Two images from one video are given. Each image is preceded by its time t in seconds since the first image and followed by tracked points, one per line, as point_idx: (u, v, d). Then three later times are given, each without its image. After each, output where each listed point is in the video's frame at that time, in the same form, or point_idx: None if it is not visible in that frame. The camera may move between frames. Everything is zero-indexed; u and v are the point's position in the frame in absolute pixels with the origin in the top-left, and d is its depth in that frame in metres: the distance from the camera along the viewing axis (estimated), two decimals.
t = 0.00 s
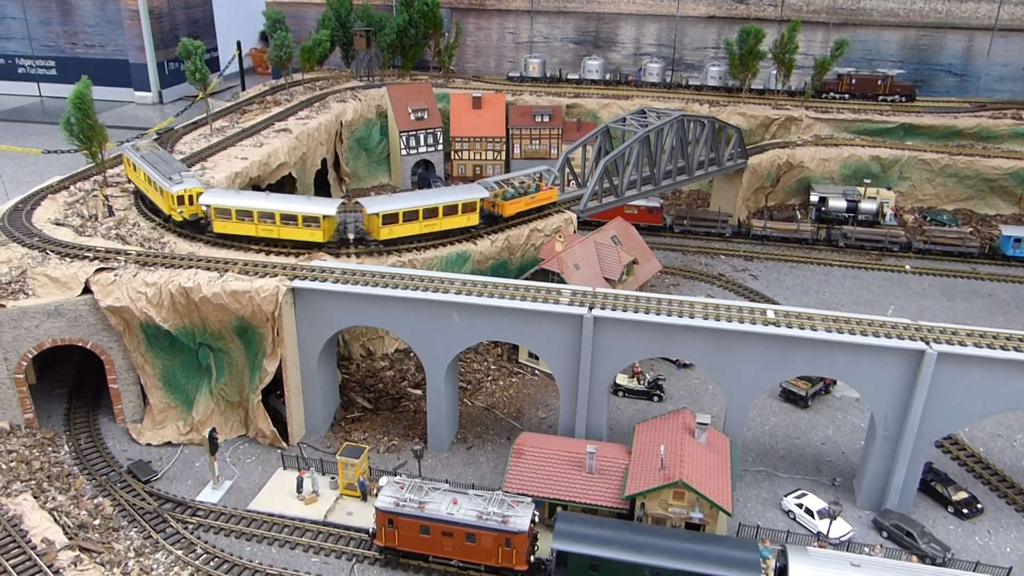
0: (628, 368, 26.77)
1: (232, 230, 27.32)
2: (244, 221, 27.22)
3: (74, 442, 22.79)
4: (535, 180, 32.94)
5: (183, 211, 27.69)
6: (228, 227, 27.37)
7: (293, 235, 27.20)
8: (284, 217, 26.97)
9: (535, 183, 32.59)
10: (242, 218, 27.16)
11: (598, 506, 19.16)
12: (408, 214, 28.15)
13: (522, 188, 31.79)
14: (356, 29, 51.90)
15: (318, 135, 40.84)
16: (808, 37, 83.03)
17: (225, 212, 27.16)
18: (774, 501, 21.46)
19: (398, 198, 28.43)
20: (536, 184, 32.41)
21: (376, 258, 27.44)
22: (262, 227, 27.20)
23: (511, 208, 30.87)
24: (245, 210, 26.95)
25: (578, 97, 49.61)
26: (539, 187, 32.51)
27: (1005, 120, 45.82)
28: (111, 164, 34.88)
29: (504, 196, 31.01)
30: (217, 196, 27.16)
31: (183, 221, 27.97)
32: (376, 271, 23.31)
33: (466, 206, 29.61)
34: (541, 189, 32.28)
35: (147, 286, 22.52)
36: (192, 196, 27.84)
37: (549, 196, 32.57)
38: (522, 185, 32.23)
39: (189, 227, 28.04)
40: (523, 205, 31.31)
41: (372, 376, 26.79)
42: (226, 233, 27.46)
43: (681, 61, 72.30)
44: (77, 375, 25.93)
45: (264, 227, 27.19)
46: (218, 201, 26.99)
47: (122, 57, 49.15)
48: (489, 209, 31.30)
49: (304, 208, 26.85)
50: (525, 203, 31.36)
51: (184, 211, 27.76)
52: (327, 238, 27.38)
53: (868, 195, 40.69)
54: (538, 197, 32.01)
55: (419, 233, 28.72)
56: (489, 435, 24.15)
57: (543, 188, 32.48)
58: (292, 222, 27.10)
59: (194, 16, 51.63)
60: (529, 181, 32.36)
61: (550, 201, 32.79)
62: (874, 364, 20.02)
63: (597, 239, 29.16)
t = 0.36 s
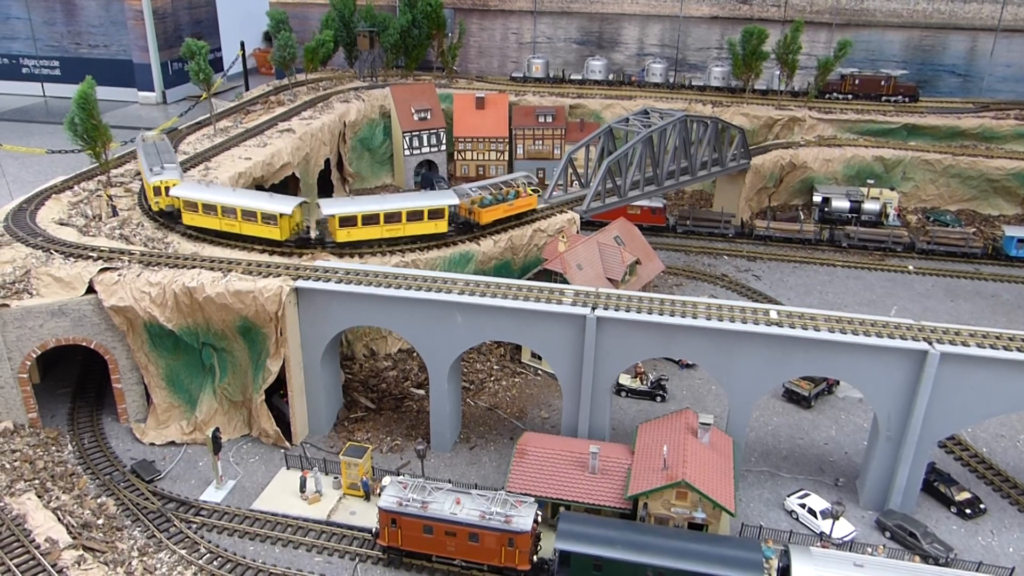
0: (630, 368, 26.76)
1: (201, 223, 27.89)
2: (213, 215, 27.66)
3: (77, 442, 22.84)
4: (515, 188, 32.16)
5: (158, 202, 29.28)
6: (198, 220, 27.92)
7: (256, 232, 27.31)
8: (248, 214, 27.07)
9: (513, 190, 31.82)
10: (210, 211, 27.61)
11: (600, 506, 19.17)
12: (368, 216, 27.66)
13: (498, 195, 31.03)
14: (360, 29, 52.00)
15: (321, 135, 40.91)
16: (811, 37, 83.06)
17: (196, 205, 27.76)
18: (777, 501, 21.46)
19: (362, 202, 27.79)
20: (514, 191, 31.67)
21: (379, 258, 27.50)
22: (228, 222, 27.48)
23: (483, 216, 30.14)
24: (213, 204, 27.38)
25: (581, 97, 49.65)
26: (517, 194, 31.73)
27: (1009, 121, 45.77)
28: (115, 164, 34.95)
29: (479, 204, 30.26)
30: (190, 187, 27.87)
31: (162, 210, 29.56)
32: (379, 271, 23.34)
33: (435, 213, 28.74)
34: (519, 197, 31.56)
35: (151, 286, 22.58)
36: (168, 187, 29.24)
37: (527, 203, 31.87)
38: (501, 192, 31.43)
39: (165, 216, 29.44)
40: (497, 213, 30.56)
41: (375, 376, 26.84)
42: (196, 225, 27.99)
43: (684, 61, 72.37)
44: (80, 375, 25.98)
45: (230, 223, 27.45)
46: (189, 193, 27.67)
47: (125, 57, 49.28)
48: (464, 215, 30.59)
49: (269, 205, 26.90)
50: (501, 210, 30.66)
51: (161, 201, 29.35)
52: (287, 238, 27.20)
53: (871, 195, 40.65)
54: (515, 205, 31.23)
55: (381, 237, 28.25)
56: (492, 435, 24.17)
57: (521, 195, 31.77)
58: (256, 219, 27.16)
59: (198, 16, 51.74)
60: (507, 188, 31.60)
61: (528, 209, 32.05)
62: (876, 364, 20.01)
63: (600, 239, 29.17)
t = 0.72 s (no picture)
0: (633, 368, 26.73)
1: (173, 214, 28.61)
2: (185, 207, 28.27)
3: (81, 442, 22.89)
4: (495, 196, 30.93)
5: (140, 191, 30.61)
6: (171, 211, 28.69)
7: (219, 226, 27.53)
8: (212, 208, 27.32)
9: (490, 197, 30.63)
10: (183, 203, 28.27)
11: (602, 506, 19.18)
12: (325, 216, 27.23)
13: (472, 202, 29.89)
14: (362, 30, 52.06)
15: (323, 136, 40.94)
16: (813, 37, 83.05)
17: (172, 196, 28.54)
18: (780, 502, 21.44)
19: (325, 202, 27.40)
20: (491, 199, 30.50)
21: (382, 258, 27.57)
22: (196, 215, 27.91)
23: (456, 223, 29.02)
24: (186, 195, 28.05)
25: (583, 97, 49.64)
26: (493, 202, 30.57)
27: (1011, 121, 45.71)
28: (118, 165, 35.00)
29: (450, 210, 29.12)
30: (167, 179, 28.89)
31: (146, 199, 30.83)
32: (381, 271, 23.36)
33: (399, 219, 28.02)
34: (495, 205, 30.43)
35: (154, 286, 22.62)
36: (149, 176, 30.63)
37: (504, 211, 30.68)
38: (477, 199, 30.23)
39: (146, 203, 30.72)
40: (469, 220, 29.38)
41: (378, 376, 26.84)
42: (169, 216, 28.87)
43: (686, 62, 72.38)
44: (83, 375, 26.03)
45: (197, 216, 27.87)
46: (164, 184, 28.65)
47: (128, 57, 49.35)
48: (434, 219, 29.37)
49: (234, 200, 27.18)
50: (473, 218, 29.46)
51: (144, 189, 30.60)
52: (246, 233, 27.28)
53: (873, 195, 40.61)
54: (489, 213, 30.10)
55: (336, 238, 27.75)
56: (494, 435, 24.17)
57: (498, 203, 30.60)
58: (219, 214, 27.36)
59: (201, 17, 51.79)
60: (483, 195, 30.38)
61: (505, 217, 30.92)
62: (879, 364, 19.99)
63: (603, 239, 29.16)
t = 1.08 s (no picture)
0: (636, 368, 26.75)
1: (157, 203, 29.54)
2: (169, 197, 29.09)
3: (84, 441, 22.91)
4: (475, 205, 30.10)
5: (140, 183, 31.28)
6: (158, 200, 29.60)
7: (188, 217, 28.07)
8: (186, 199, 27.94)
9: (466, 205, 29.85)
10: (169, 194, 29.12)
11: (605, 506, 19.15)
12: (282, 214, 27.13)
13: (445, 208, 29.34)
14: (364, 29, 52.05)
15: (326, 136, 40.96)
16: (817, 37, 82.89)
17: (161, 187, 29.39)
18: (783, 502, 21.40)
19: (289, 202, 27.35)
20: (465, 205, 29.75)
21: (385, 258, 27.48)
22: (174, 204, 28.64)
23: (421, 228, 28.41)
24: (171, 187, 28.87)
25: (586, 97, 49.57)
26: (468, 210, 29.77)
27: (1016, 121, 45.57)
28: (121, 164, 35.05)
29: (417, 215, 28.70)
30: (150, 168, 29.78)
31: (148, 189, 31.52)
32: (385, 271, 23.35)
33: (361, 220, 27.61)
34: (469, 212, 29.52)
35: (157, 286, 22.63)
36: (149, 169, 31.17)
37: (477, 219, 29.65)
38: (453, 207, 29.62)
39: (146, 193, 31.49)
40: (435, 226, 28.64)
41: (381, 375, 26.83)
42: (153, 204, 29.77)
43: (690, 61, 72.29)
44: (86, 374, 26.07)
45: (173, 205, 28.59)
46: (146, 173, 29.55)
47: (131, 57, 49.42)
48: (404, 225, 29.02)
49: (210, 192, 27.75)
50: (438, 225, 28.70)
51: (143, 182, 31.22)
52: (209, 225, 27.70)
53: (877, 195, 40.56)
54: (459, 220, 29.13)
55: (295, 238, 27.43)
56: (497, 435, 24.16)
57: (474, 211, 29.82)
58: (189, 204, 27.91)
59: (203, 17, 51.83)
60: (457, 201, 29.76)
61: (478, 224, 29.79)
62: (884, 364, 19.94)
63: (606, 239, 29.19)
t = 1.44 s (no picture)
0: (639, 368, 26.71)
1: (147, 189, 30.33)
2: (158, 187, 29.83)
3: (88, 439, 22.93)
4: (446, 210, 29.07)
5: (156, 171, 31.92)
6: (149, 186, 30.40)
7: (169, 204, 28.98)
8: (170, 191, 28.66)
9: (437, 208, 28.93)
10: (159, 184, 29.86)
11: (609, 506, 19.14)
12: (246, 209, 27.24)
13: (415, 210, 28.57)
14: (369, 28, 52.09)
15: (330, 134, 40.96)
16: (822, 37, 82.66)
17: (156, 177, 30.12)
18: (787, 503, 21.37)
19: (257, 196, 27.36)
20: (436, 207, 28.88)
21: (389, 257, 27.40)
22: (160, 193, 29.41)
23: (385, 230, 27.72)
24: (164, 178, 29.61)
25: (590, 97, 49.44)
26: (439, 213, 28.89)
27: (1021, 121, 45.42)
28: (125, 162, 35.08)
29: (383, 217, 28.02)
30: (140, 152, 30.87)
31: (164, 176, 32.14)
32: (388, 270, 23.34)
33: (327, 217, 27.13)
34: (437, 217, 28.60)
35: (161, 284, 22.67)
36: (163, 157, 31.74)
37: (444, 224, 28.64)
38: (424, 210, 28.76)
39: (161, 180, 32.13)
40: (401, 229, 27.89)
41: (384, 374, 26.83)
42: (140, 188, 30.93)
43: (694, 61, 72.15)
44: (91, 372, 26.10)
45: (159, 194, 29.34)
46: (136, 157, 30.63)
47: (135, 56, 49.47)
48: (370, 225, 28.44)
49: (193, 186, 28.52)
50: (404, 228, 27.95)
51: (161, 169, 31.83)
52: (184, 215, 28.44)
53: (882, 195, 40.46)
54: (427, 224, 28.33)
55: (259, 232, 27.48)
56: (501, 434, 24.14)
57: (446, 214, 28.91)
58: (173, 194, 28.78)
59: (208, 15, 51.86)
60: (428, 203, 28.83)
61: (445, 229, 28.80)
62: (888, 365, 19.89)
63: (610, 239, 29.13)
